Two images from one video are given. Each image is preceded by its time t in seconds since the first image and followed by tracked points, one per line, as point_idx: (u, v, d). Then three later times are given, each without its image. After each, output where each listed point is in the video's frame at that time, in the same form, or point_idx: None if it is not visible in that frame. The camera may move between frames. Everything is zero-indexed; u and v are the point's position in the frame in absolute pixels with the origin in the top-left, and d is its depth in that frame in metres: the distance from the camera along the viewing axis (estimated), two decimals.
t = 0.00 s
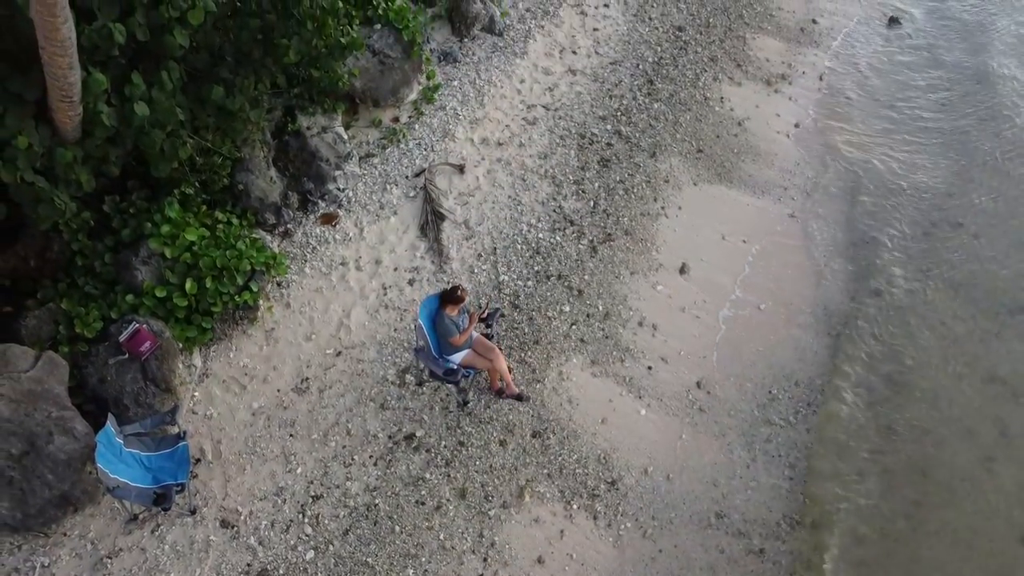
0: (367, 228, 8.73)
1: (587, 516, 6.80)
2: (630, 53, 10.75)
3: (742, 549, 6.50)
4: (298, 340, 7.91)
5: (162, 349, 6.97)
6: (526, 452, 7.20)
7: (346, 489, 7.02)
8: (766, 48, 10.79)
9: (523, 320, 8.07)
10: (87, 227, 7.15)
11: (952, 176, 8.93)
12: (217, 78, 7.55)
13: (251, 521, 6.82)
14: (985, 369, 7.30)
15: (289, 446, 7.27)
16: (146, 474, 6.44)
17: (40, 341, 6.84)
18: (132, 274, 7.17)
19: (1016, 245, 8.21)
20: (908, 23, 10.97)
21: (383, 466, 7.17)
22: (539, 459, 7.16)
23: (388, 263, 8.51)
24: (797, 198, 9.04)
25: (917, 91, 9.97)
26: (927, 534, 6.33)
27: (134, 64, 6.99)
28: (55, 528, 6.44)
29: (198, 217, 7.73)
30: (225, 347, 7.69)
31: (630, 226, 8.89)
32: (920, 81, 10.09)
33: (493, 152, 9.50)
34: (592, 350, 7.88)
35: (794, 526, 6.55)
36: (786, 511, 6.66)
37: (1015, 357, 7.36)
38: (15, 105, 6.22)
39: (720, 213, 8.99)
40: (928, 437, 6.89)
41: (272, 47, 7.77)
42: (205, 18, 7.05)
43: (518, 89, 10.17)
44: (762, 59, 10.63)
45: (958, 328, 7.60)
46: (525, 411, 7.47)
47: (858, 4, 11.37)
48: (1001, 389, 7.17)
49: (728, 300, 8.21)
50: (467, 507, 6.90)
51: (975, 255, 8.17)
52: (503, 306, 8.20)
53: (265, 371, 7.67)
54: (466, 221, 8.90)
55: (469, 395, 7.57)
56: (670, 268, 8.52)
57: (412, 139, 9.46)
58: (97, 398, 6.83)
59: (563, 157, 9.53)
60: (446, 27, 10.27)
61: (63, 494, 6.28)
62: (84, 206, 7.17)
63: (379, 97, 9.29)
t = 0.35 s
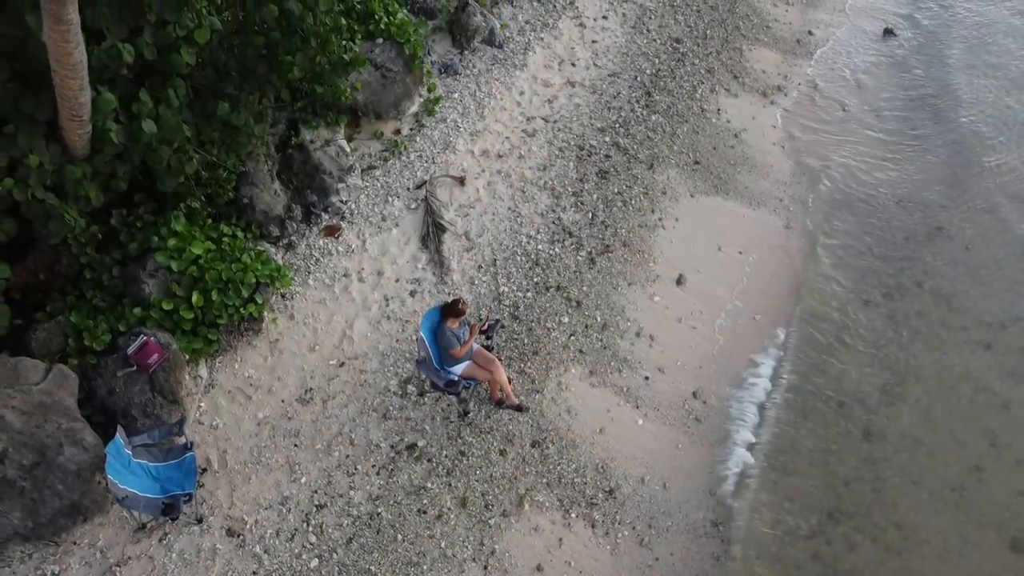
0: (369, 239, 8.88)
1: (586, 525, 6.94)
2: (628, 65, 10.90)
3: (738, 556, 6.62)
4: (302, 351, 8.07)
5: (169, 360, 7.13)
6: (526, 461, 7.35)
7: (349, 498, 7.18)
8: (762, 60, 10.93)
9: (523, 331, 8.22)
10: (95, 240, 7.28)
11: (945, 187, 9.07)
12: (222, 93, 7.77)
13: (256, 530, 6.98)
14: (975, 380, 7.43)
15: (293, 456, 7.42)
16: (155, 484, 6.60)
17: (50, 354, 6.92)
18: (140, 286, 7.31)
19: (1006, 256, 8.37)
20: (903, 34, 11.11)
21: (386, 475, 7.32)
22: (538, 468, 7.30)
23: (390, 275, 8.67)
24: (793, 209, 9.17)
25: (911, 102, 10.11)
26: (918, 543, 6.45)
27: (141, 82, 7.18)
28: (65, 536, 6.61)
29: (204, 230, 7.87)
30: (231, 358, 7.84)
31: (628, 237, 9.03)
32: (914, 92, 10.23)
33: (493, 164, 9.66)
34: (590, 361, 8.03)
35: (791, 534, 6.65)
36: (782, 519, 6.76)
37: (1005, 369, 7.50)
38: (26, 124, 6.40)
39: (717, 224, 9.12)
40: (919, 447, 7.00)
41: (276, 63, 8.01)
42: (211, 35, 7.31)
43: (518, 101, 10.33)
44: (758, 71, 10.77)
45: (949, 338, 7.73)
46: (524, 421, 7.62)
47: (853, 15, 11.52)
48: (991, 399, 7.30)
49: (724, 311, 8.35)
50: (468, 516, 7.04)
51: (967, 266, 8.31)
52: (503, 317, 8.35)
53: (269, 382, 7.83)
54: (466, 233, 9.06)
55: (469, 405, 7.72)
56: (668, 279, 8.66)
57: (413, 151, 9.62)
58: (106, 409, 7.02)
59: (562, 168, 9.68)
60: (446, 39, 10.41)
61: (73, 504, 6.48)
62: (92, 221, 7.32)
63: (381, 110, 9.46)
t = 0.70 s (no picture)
0: (372, 251, 9.03)
1: (585, 533, 7.08)
2: (627, 76, 11.04)
3: (735, 563, 6.73)
4: (306, 362, 8.22)
5: (176, 372, 7.28)
6: (526, 470, 7.49)
7: (353, 507, 7.33)
8: (759, 71, 11.07)
9: (523, 342, 8.36)
10: (104, 254, 7.41)
11: (938, 198, 9.20)
12: (228, 108, 7.95)
13: (262, 538, 7.13)
14: (967, 389, 7.56)
15: (298, 465, 7.57)
16: (163, 494, 6.77)
17: (61, 365, 7.11)
18: (147, 299, 7.47)
19: (998, 267, 8.50)
20: (899, 45, 11.24)
21: (389, 485, 7.47)
22: (538, 477, 7.44)
23: (393, 286, 8.82)
24: (789, 220, 9.31)
25: (906, 112, 10.25)
26: (909, 551, 6.57)
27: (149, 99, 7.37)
28: (76, 545, 6.78)
29: (210, 243, 8.01)
30: (237, 369, 7.98)
31: (626, 248, 9.17)
32: (909, 103, 10.37)
33: (494, 175, 9.81)
34: (589, 371, 8.17)
35: (786, 542, 6.77)
36: (778, 527, 6.87)
37: (995, 379, 7.62)
38: (38, 143, 6.58)
39: (713, 235, 9.28)
40: (911, 457, 7.13)
41: (280, 79, 8.20)
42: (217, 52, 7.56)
43: (518, 113, 10.48)
44: (755, 82, 10.90)
45: (942, 348, 7.85)
46: (524, 431, 7.76)
47: (849, 26, 11.67)
48: (981, 408, 7.43)
49: (720, 321, 8.50)
50: (469, 524, 7.18)
51: (959, 276, 8.44)
52: (504, 328, 8.49)
53: (274, 393, 7.98)
54: (468, 244, 9.21)
55: (470, 415, 7.88)
56: (665, 289, 8.80)
57: (415, 163, 9.78)
58: (115, 420, 7.17)
59: (562, 180, 9.83)
60: (448, 50, 10.71)
61: (84, 513, 6.63)
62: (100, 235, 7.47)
63: (383, 123, 9.70)
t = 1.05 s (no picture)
0: (374, 262, 9.18)
1: (584, 541, 7.21)
2: (626, 88, 11.19)
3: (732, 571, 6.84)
4: (311, 372, 8.36)
5: (183, 383, 7.45)
6: (526, 479, 7.63)
7: (357, 516, 7.46)
8: (756, 82, 11.19)
9: (523, 352, 8.51)
10: (112, 267, 7.60)
11: (932, 209, 9.33)
12: (234, 124, 8.10)
13: (268, 547, 7.26)
14: (959, 399, 7.67)
15: (303, 475, 7.72)
16: (171, 504, 6.91)
17: (71, 377, 7.25)
18: (155, 311, 7.65)
19: (990, 277, 8.63)
20: (894, 57, 11.38)
21: (392, 494, 7.61)
22: (539, 486, 7.58)
23: (395, 298, 8.97)
24: (785, 230, 9.42)
25: (900, 123, 10.39)
26: (902, 560, 6.68)
27: (156, 116, 7.55)
28: (85, 553, 6.93)
29: (216, 256, 8.19)
30: (242, 380, 8.13)
31: (625, 259, 9.31)
32: (904, 115, 10.49)
33: (494, 187, 9.96)
34: (588, 381, 8.32)
35: (781, 550, 6.89)
36: (774, 535, 6.99)
37: (988, 389, 7.74)
38: (50, 161, 6.75)
39: (710, 245, 9.43)
40: (905, 466, 7.24)
41: (285, 94, 8.33)
42: (224, 70, 7.78)
43: (518, 125, 10.64)
44: (752, 93, 11.03)
45: (935, 358, 7.97)
46: (524, 440, 7.90)
47: (845, 37, 11.81)
48: (973, 418, 7.54)
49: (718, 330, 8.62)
50: (471, 533, 7.32)
51: (952, 286, 8.56)
52: (505, 338, 8.64)
53: (279, 403, 8.11)
54: (469, 256, 9.37)
55: (472, 425, 8.03)
56: (663, 300, 8.94)
57: (417, 175, 9.93)
58: (123, 430, 7.29)
59: (562, 191, 9.98)
60: (450, 63, 10.95)
61: (93, 523, 6.77)
62: (109, 248, 7.62)
63: (385, 135, 9.88)
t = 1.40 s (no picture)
0: (377, 273, 9.34)
1: (583, 550, 7.34)
2: (624, 99, 11.33)
3: None
4: (315, 383, 8.49)
5: (191, 395, 7.55)
6: (526, 488, 7.77)
7: (361, 525, 7.60)
8: (754, 93, 11.32)
9: (523, 362, 8.66)
10: (121, 280, 7.68)
11: (926, 220, 9.46)
12: (239, 138, 8.30)
13: (274, 555, 7.39)
14: (953, 408, 7.79)
15: (308, 484, 7.85)
16: (179, 513, 7.08)
17: (81, 390, 7.34)
18: (162, 324, 7.77)
19: (983, 288, 8.75)
20: (889, 68, 11.51)
21: (395, 503, 7.75)
22: (539, 495, 7.73)
23: (398, 309, 9.11)
24: (781, 240, 9.53)
25: (896, 134, 10.51)
26: (895, 568, 6.80)
27: (164, 132, 7.71)
28: (95, 562, 7.05)
29: (222, 268, 8.33)
30: (247, 391, 8.22)
31: (624, 270, 9.45)
32: (899, 126, 10.62)
33: (495, 199, 10.11)
34: (587, 391, 8.47)
35: (777, 558, 7.02)
36: (769, 544, 7.11)
37: (981, 399, 7.85)
38: (61, 178, 6.93)
39: (706, 254, 9.58)
40: (898, 475, 7.36)
41: (290, 109, 8.53)
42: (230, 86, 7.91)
43: (518, 136, 10.79)
44: (749, 104, 11.17)
45: (928, 369, 8.09)
46: (525, 450, 8.04)
47: (841, 48, 11.95)
48: (966, 427, 7.66)
49: (715, 338, 8.74)
50: (473, 541, 7.46)
51: (946, 297, 8.68)
52: (505, 349, 8.78)
53: (284, 413, 8.23)
54: (470, 267, 9.51)
55: (473, 434, 8.18)
56: (661, 311, 9.10)
57: (418, 187, 10.08)
58: (132, 441, 7.36)
59: (561, 203, 10.13)
60: (451, 75, 11.13)
61: (103, 532, 6.90)
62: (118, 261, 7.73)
63: (388, 147, 10.03)
